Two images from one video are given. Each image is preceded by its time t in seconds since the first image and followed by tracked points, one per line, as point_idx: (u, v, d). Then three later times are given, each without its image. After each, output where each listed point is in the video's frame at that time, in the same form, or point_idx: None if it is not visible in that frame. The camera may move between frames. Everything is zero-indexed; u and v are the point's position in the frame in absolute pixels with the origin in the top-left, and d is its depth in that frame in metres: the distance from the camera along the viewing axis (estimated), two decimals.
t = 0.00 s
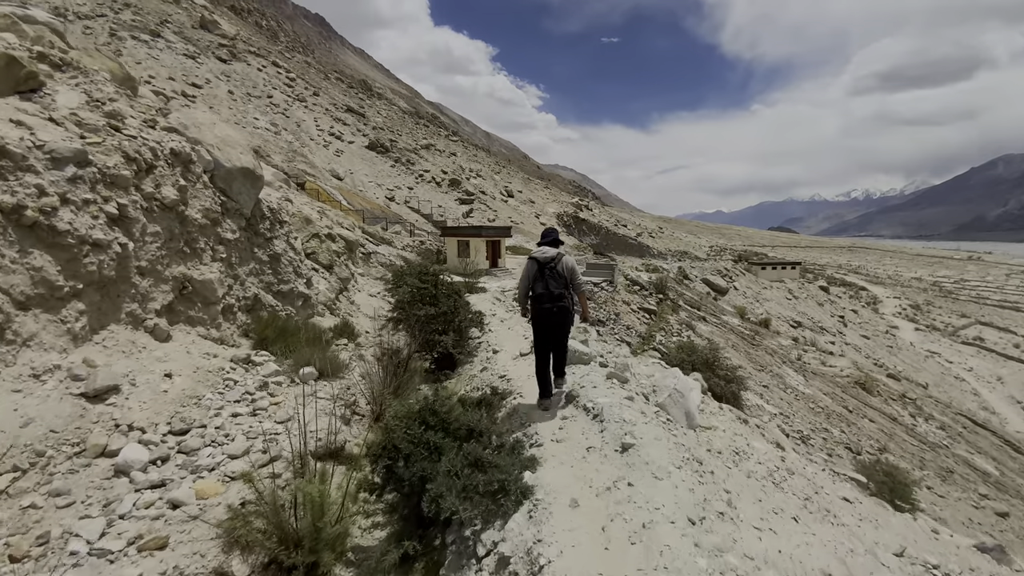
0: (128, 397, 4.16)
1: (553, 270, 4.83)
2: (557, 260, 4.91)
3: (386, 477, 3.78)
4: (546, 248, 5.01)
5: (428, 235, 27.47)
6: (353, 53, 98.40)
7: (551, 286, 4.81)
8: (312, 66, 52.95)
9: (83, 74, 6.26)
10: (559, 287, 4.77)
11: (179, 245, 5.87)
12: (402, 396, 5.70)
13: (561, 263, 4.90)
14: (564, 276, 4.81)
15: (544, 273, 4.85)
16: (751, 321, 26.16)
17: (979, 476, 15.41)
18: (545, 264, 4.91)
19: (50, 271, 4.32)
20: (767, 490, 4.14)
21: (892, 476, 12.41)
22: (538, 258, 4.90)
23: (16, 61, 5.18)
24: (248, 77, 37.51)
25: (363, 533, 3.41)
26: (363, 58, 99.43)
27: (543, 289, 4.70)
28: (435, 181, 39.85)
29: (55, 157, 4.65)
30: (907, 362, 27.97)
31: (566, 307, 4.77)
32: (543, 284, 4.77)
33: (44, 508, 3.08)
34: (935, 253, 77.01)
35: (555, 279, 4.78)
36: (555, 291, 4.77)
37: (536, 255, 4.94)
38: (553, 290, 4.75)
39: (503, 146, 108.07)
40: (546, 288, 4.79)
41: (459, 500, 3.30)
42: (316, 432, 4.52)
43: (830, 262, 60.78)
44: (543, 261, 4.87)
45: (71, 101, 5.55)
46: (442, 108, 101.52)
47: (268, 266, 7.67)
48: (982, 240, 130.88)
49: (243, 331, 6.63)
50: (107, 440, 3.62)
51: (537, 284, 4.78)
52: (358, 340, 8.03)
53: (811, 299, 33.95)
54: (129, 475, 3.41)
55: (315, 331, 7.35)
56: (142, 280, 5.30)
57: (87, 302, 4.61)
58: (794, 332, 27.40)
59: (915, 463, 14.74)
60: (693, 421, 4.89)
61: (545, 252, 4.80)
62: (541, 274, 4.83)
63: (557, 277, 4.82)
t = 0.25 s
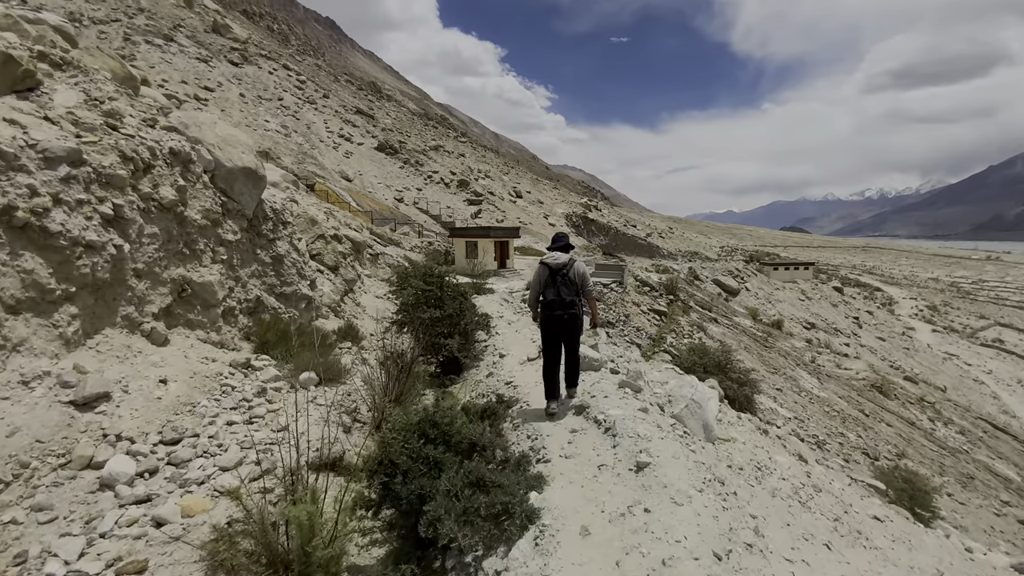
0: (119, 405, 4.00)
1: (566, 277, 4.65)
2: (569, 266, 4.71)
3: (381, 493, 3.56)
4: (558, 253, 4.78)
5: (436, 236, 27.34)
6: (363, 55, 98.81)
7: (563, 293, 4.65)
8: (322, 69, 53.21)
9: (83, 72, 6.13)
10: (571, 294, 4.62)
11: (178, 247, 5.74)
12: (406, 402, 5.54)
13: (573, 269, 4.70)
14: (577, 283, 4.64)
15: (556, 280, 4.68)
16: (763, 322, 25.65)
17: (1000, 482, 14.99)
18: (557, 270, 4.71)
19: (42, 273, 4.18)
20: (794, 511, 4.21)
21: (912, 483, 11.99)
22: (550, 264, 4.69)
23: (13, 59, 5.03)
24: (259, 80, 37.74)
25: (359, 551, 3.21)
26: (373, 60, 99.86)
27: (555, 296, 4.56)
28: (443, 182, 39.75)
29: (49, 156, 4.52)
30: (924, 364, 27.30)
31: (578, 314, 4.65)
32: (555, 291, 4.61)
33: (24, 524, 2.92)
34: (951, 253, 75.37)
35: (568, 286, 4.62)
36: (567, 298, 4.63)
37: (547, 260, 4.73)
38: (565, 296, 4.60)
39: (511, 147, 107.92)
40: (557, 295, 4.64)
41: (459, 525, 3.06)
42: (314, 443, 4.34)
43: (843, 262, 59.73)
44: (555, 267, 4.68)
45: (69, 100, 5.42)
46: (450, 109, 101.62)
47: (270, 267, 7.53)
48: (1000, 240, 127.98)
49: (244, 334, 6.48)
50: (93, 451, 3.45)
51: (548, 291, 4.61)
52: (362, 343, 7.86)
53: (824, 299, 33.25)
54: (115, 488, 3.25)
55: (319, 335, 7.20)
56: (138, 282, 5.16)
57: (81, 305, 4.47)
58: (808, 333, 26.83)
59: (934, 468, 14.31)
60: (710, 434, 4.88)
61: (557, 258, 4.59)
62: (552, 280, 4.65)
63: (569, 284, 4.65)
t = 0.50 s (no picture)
0: (108, 415, 3.88)
1: (577, 280, 4.67)
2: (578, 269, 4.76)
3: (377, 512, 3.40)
4: (564, 257, 4.82)
5: (444, 238, 27.22)
6: (372, 58, 99.26)
7: (575, 296, 4.66)
8: (332, 71, 53.49)
9: (82, 73, 6.05)
10: (584, 296, 4.65)
11: (176, 251, 5.63)
12: (409, 409, 5.38)
13: (582, 273, 4.76)
14: (588, 285, 4.68)
15: (567, 283, 4.67)
16: (775, 324, 25.17)
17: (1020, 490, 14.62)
18: (566, 273, 4.74)
19: (32, 279, 4.07)
20: (819, 538, 4.06)
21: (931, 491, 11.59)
22: (561, 267, 4.70)
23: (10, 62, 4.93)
24: (270, 83, 37.98)
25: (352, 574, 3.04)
26: (382, 63, 100.30)
27: (570, 299, 4.53)
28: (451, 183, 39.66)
29: (40, 158, 4.42)
30: (940, 367, 26.65)
31: (588, 316, 4.70)
32: (569, 293, 4.60)
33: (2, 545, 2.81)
34: (968, 253, 73.79)
35: (580, 289, 4.64)
36: (579, 301, 4.65)
37: (558, 264, 4.71)
38: (578, 299, 4.62)
39: (519, 148, 107.76)
40: (570, 297, 4.63)
41: (454, 559, 2.88)
42: (311, 455, 4.19)
43: (856, 263, 58.69)
44: (565, 270, 4.69)
45: (66, 102, 5.32)
46: (459, 111, 101.73)
47: (272, 270, 7.39)
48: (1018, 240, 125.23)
49: (244, 339, 6.36)
50: (77, 466, 3.34)
51: (562, 293, 4.58)
52: (365, 348, 7.70)
53: (837, 301, 32.59)
54: (96, 506, 3.15)
55: (320, 339, 7.05)
56: (133, 286, 5.05)
57: (72, 311, 4.36)
58: (820, 336, 26.30)
59: (953, 475, 13.88)
60: (726, 451, 4.72)
61: (570, 261, 4.62)
62: (564, 284, 4.63)
63: (581, 287, 4.68)
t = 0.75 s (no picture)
0: (93, 423, 3.76)
1: (575, 291, 4.73)
2: (576, 280, 4.82)
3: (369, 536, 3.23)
4: (562, 267, 4.84)
5: (451, 239, 27.10)
6: (381, 60, 99.58)
7: (573, 307, 4.71)
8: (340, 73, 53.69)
9: (77, 72, 5.99)
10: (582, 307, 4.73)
11: (171, 252, 5.50)
12: (409, 415, 5.22)
13: (579, 283, 4.82)
14: (586, 297, 4.77)
15: (565, 294, 4.71)
16: (786, 327, 24.73)
17: None
18: (563, 284, 4.77)
19: (16, 281, 3.96)
20: (844, 565, 3.83)
21: (949, 500, 11.27)
22: (558, 278, 4.73)
23: None
24: (279, 86, 38.17)
25: None
26: (391, 65, 100.64)
27: (569, 311, 4.59)
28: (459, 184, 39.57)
29: (27, 157, 4.32)
30: (955, 370, 26.17)
31: (586, 326, 4.78)
32: (568, 305, 4.65)
33: None
34: (983, 255, 72.42)
35: (579, 299, 4.69)
36: (578, 312, 4.71)
37: (555, 275, 4.75)
38: (577, 310, 4.68)
39: (527, 149, 107.61)
40: (569, 309, 4.68)
41: None
42: (304, 465, 4.01)
43: (869, 264, 57.82)
44: (563, 281, 4.72)
45: (55, 98, 5.27)
46: (467, 112, 101.79)
47: (272, 272, 7.26)
48: None
49: (242, 343, 6.23)
50: (55, 478, 3.19)
51: (562, 305, 4.62)
52: (366, 351, 7.53)
53: (849, 303, 31.95)
54: (73, 521, 2.99)
55: (320, 342, 6.90)
56: (125, 288, 4.92)
57: (60, 315, 4.26)
58: (832, 338, 25.80)
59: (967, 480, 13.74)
60: (741, 466, 4.53)
61: (568, 272, 4.67)
62: (563, 295, 4.68)
63: (579, 297, 4.73)
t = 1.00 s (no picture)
0: (77, 436, 3.71)
1: (565, 295, 4.88)
2: (566, 285, 4.97)
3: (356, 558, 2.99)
4: (553, 272, 5.01)
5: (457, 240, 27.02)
6: (389, 61, 99.80)
7: (563, 311, 4.86)
8: (348, 75, 53.85)
9: (73, 72, 5.94)
10: (572, 311, 4.88)
11: (167, 256, 5.41)
12: (408, 424, 5.10)
13: (570, 288, 4.97)
14: (576, 301, 4.92)
15: (556, 298, 4.87)
16: (796, 329, 24.37)
17: None
18: (554, 289, 4.93)
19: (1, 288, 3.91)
20: None
21: (962, 509, 11.03)
22: (549, 283, 4.89)
23: None
24: (288, 87, 38.32)
25: None
26: (399, 66, 100.88)
27: (559, 314, 4.74)
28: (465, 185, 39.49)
29: (15, 160, 4.26)
30: (967, 374, 25.81)
31: (577, 330, 4.93)
32: (558, 309, 4.80)
33: None
34: (996, 256, 71.35)
35: (569, 304, 4.84)
36: (568, 316, 4.86)
37: (546, 280, 4.91)
38: (567, 314, 4.83)
39: (535, 150, 107.44)
40: (559, 313, 4.83)
41: None
42: (296, 479, 3.85)
43: (880, 266, 57.07)
44: (554, 286, 4.88)
45: (46, 99, 5.21)
46: (474, 113, 101.78)
47: (272, 275, 7.15)
48: None
49: (240, 348, 6.12)
50: (31, 495, 3.13)
51: (552, 309, 4.78)
52: (367, 355, 7.39)
53: (860, 305, 31.46)
54: (46, 541, 2.93)
55: (320, 346, 6.78)
56: (118, 293, 4.83)
57: (47, 322, 4.21)
58: (843, 341, 25.38)
59: (978, 486, 13.93)
60: (755, 486, 4.35)
61: (558, 277, 4.82)
62: (553, 299, 4.84)
63: (569, 302, 4.88)
